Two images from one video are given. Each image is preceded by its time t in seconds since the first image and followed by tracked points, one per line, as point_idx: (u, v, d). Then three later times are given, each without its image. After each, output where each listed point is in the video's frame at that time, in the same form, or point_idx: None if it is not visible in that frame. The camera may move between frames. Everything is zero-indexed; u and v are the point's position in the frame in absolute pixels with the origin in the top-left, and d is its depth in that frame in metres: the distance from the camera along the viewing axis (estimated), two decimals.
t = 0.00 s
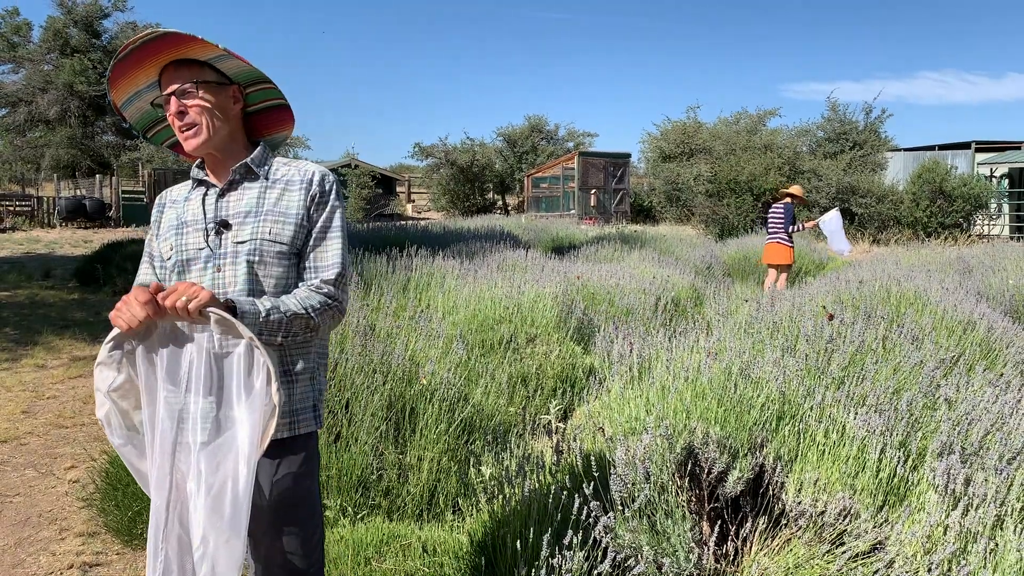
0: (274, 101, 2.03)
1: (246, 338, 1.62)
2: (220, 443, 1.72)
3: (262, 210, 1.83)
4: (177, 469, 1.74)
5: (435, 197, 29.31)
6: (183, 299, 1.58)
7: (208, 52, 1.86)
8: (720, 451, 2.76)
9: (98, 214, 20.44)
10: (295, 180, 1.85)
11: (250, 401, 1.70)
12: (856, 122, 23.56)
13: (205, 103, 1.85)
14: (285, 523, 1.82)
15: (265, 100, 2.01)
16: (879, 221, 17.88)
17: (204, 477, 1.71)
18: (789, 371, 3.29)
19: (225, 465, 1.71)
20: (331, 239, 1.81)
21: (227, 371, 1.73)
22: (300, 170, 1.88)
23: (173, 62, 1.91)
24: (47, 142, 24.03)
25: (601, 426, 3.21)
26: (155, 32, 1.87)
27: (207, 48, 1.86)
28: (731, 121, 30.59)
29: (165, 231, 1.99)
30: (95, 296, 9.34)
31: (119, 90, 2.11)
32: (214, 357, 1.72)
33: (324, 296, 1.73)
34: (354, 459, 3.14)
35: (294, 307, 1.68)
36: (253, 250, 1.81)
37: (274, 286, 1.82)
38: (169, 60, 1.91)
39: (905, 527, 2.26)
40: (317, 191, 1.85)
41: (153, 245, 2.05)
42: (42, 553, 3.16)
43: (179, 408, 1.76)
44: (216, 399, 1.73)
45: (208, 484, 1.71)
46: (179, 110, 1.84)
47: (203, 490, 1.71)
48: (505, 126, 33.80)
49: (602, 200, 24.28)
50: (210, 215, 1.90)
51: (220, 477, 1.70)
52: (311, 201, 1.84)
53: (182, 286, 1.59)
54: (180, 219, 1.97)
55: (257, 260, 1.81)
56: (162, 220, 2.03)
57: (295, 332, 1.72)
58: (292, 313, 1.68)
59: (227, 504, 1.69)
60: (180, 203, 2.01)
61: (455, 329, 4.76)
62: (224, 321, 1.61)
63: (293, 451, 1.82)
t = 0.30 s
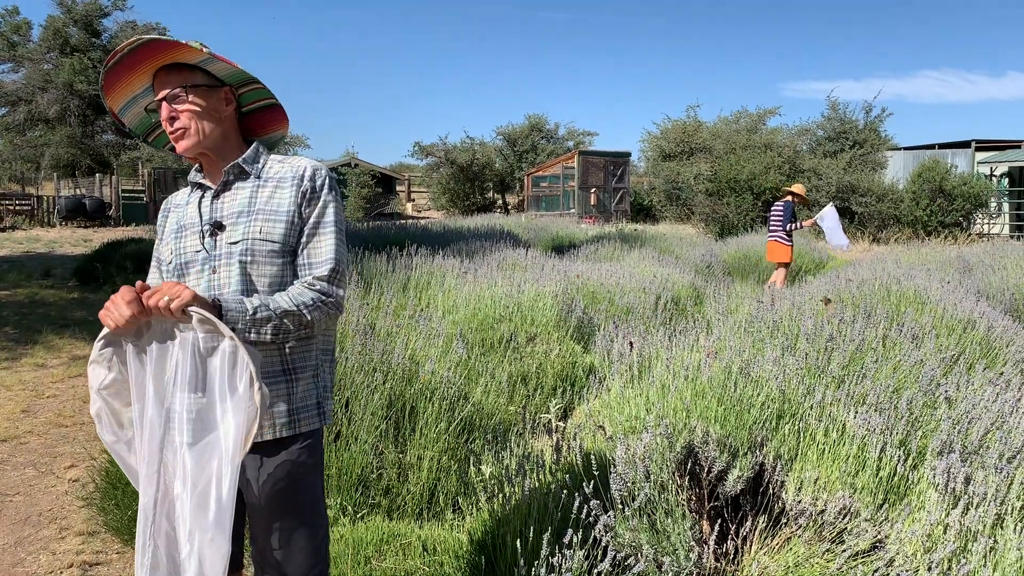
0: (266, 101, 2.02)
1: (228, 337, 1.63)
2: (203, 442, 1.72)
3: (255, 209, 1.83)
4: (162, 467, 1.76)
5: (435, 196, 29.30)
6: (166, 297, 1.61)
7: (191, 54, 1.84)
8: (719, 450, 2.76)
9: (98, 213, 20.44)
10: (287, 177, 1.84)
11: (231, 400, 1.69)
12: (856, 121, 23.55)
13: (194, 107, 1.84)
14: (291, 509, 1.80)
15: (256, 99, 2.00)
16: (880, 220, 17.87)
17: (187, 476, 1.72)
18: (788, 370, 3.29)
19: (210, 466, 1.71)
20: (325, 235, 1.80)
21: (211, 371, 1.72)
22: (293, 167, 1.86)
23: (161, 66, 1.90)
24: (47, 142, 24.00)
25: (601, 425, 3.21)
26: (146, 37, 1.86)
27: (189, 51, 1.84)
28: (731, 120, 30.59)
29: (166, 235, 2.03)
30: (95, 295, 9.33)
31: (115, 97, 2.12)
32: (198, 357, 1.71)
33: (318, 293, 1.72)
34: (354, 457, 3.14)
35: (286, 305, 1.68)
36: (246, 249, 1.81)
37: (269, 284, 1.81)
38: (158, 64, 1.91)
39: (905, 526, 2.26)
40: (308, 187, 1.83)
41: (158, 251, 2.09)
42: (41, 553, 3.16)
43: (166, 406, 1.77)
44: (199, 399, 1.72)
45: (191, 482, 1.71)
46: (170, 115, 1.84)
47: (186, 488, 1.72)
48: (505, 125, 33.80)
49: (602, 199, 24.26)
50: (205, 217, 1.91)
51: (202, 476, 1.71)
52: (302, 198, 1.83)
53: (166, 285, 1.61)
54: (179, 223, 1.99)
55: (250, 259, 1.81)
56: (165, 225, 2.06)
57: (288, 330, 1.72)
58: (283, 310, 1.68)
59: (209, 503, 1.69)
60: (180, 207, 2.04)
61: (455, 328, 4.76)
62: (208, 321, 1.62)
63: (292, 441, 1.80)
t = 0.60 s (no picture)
0: (263, 104, 2.02)
1: (225, 334, 1.64)
2: (196, 438, 1.72)
3: (253, 208, 1.82)
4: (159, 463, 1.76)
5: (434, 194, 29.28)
6: (165, 293, 1.62)
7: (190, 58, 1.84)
8: (718, 448, 2.76)
9: (96, 211, 20.44)
10: (285, 176, 1.83)
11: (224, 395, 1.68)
12: (855, 119, 23.54)
13: (193, 111, 1.84)
14: (291, 504, 1.79)
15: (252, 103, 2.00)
16: (878, 218, 17.89)
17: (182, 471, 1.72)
18: (788, 368, 3.29)
19: (206, 461, 1.71)
20: (322, 233, 1.79)
21: (208, 367, 1.72)
22: (289, 166, 1.86)
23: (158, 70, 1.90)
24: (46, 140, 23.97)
25: (600, 423, 3.22)
26: (144, 40, 1.86)
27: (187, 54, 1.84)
28: (730, 119, 30.59)
29: (167, 238, 2.03)
30: (94, 293, 9.32)
31: (111, 99, 2.12)
32: (196, 353, 1.71)
33: (317, 291, 1.71)
34: (353, 455, 3.14)
35: (286, 302, 1.67)
36: (245, 250, 1.81)
37: (268, 283, 1.80)
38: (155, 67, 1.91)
39: (904, 524, 2.27)
40: (305, 186, 1.82)
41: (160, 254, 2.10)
42: (40, 551, 3.15)
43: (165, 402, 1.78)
44: (195, 396, 1.72)
45: (185, 478, 1.71)
46: (170, 118, 1.84)
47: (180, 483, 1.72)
48: (504, 123, 33.80)
49: (601, 197, 24.26)
50: (204, 219, 1.91)
51: (195, 472, 1.71)
52: (298, 197, 1.82)
53: (164, 282, 1.62)
54: (179, 227, 1.99)
55: (249, 259, 1.80)
56: (165, 228, 2.07)
57: (289, 329, 1.71)
58: (283, 308, 1.67)
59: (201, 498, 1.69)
60: (180, 211, 2.04)
61: (454, 326, 4.76)
62: (206, 318, 1.62)
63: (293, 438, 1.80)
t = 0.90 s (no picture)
0: (275, 108, 2.06)
1: (247, 330, 1.62)
2: (215, 433, 1.70)
3: (261, 206, 1.81)
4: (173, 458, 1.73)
5: (431, 192, 29.24)
6: (185, 288, 1.58)
7: (227, 51, 1.88)
8: (714, 445, 2.77)
9: (93, 208, 20.44)
10: (292, 175, 1.83)
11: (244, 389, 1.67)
12: (852, 118, 23.58)
13: (214, 101, 1.84)
14: (305, 500, 1.79)
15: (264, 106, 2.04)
16: (875, 217, 17.91)
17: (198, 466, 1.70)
18: (784, 367, 3.29)
19: (223, 456, 1.69)
20: (330, 233, 1.80)
21: (226, 362, 1.70)
22: (295, 166, 1.85)
23: (183, 57, 1.89)
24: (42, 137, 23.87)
25: (597, 421, 3.22)
26: (178, 25, 1.86)
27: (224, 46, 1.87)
28: (727, 117, 30.61)
29: (166, 232, 1.98)
30: (90, 291, 9.28)
31: (119, 76, 2.07)
32: (213, 347, 1.69)
33: (326, 289, 1.72)
34: (350, 453, 3.13)
35: (297, 300, 1.67)
36: (253, 247, 1.79)
37: (276, 281, 1.80)
38: (181, 51, 1.90)
39: (899, 522, 2.27)
40: (313, 186, 1.82)
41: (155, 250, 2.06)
42: (36, 549, 3.14)
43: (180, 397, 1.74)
44: (214, 390, 1.71)
45: (202, 473, 1.69)
46: (188, 102, 1.81)
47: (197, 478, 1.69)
48: (502, 121, 33.77)
49: (598, 196, 24.25)
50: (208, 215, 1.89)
51: (213, 466, 1.68)
52: (307, 196, 1.82)
53: (183, 276, 1.59)
54: (179, 221, 1.95)
55: (257, 257, 1.79)
56: (162, 222, 2.03)
57: (300, 326, 1.71)
58: (295, 305, 1.67)
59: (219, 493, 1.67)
60: (178, 204, 2.00)
61: (451, 324, 4.75)
62: (225, 312, 1.60)
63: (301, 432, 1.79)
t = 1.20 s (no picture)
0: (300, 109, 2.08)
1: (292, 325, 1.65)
2: (258, 427, 1.69)
3: (283, 200, 1.81)
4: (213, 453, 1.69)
5: (426, 191, 29.21)
6: (239, 284, 1.58)
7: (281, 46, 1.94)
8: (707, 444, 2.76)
9: (85, 206, 20.41)
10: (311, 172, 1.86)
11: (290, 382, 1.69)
12: (846, 118, 23.68)
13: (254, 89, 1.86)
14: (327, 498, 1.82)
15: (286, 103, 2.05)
16: (869, 217, 17.95)
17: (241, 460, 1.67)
18: (777, 366, 3.29)
19: (264, 450, 1.68)
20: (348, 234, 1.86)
21: (270, 356, 1.71)
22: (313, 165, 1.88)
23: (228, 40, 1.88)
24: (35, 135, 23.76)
25: (590, 420, 3.21)
26: (249, 9, 1.85)
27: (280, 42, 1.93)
28: (721, 117, 30.69)
29: (172, 217, 1.86)
30: (82, 289, 9.23)
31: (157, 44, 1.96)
32: (256, 343, 1.70)
33: (346, 290, 1.79)
34: (343, 452, 3.12)
35: (322, 298, 1.73)
36: (277, 242, 1.79)
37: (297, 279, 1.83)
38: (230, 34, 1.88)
39: (892, 522, 2.27)
40: (333, 186, 1.87)
41: (150, 231, 1.91)
42: (27, 548, 3.11)
43: (219, 394, 1.71)
44: (258, 383, 1.71)
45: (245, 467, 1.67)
46: (231, 86, 1.80)
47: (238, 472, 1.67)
48: (496, 121, 33.79)
49: (593, 195, 24.27)
50: (226, 205, 1.83)
51: (255, 461, 1.66)
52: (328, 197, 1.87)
53: (234, 271, 1.58)
54: (189, 206, 1.85)
55: (280, 252, 1.79)
56: (165, 206, 1.90)
57: (319, 324, 1.77)
58: (321, 303, 1.72)
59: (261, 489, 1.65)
60: (186, 188, 1.88)
61: (444, 323, 4.74)
62: (272, 307, 1.64)
63: (321, 429, 1.82)
